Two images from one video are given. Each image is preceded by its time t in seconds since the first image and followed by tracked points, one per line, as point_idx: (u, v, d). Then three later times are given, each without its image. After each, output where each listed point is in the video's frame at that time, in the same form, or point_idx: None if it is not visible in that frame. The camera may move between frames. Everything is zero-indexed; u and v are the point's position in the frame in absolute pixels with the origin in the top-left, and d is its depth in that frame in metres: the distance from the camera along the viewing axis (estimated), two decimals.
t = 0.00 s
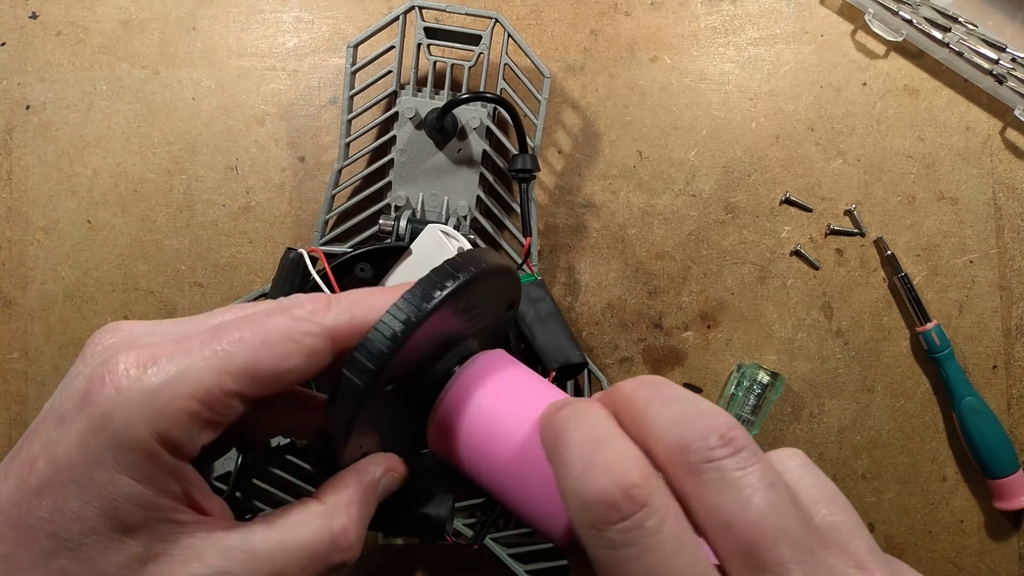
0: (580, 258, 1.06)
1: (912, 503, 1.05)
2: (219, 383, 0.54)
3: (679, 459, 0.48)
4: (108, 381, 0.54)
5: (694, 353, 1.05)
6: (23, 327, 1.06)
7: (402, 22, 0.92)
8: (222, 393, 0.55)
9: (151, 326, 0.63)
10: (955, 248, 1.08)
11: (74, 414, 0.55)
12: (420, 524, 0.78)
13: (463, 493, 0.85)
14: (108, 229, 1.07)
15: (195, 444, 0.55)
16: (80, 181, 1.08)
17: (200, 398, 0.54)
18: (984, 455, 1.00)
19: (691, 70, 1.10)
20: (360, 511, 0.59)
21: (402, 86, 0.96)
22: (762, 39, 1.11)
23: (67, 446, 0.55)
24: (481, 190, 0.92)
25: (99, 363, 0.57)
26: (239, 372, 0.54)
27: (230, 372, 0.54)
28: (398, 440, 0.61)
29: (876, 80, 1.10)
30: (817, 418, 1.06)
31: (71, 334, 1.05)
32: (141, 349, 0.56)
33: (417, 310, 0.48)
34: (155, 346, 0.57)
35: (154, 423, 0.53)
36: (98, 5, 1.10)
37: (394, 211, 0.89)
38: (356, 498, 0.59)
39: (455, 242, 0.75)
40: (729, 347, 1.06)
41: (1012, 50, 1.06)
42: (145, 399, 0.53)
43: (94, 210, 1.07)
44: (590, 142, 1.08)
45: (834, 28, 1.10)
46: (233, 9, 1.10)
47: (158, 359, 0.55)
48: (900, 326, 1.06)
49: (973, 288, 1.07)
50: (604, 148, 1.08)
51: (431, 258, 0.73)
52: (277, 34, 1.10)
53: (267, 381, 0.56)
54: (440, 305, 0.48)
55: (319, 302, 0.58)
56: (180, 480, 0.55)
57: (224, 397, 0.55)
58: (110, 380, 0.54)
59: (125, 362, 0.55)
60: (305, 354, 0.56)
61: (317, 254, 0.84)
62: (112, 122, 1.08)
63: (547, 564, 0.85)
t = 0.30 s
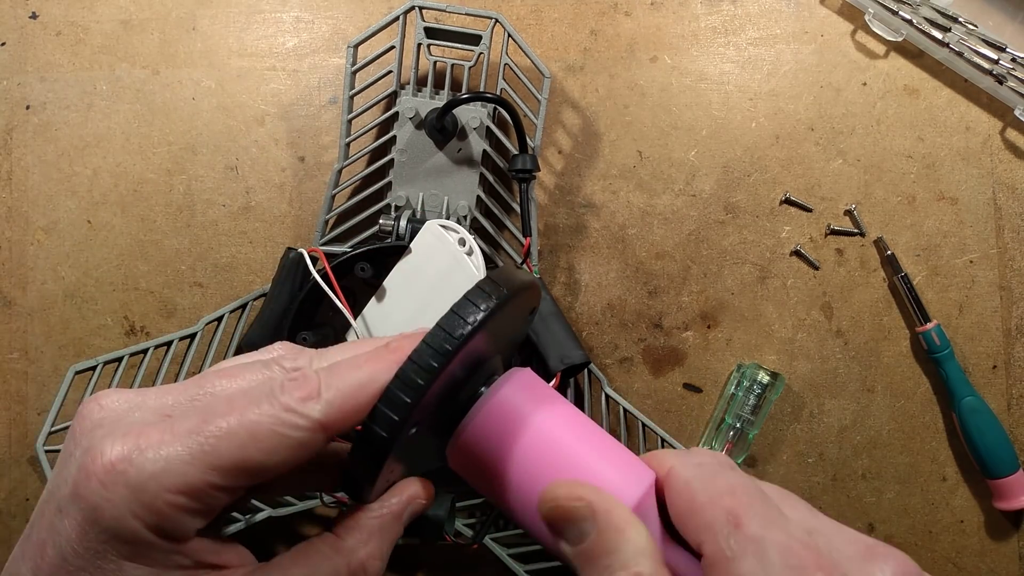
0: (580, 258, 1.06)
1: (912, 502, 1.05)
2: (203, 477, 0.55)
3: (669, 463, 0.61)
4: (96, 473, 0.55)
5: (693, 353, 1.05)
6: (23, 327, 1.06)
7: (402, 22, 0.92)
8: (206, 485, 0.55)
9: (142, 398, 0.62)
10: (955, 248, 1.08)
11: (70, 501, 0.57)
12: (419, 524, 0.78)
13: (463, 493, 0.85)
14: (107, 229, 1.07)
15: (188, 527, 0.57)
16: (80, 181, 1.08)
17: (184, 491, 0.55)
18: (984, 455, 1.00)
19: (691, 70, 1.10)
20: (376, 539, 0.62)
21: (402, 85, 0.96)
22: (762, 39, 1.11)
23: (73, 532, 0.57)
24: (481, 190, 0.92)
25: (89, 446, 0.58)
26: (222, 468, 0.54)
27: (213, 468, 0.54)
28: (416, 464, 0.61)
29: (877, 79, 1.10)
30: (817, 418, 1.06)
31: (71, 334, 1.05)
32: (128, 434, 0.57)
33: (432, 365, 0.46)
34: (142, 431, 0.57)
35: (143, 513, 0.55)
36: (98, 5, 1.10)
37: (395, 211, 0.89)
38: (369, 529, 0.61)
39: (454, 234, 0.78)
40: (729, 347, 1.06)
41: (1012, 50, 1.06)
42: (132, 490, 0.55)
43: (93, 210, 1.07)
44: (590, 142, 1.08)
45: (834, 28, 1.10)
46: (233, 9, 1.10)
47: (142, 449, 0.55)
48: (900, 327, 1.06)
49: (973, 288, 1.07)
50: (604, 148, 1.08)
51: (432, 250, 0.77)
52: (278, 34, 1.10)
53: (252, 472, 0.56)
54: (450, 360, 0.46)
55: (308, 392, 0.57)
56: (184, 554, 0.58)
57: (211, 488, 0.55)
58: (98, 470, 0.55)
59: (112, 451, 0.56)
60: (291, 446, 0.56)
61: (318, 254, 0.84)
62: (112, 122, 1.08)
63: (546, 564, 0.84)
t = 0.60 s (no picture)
0: (579, 258, 1.06)
1: (912, 503, 1.05)
2: (176, 495, 0.54)
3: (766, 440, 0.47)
4: (67, 493, 0.55)
5: (693, 353, 1.05)
6: (23, 327, 1.06)
7: (402, 21, 0.91)
8: (176, 501, 0.55)
9: (113, 407, 0.62)
10: (955, 248, 1.08)
11: (43, 520, 0.57)
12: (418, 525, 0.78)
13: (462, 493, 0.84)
14: (107, 229, 1.07)
15: (165, 541, 0.57)
16: (80, 181, 1.08)
17: (153, 508, 0.54)
18: (984, 455, 1.00)
19: (691, 70, 1.10)
20: (371, 544, 0.63)
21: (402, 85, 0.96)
22: (762, 39, 1.11)
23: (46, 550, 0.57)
24: (481, 190, 0.92)
25: (61, 464, 0.57)
26: (189, 484, 0.54)
27: (180, 484, 0.54)
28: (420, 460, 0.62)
29: (877, 79, 1.10)
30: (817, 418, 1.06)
31: (71, 334, 1.05)
32: (98, 452, 0.56)
33: (423, 378, 0.45)
34: (110, 447, 0.56)
35: (114, 530, 0.55)
36: (98, 5, 1.10)
37: (395, 211, 0.89)
38: (365, 531, 0.63)
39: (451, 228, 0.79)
40: (729, 347, 1.06)
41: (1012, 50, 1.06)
42: (104, 511, 0.54)
43: (93, 210, 1.07)
44: (590, 142, 1.08)
45: (834, 28, 1.10)
46: (233, 9, 1.10)
47: (111, 467, 0.55)
48: (900, 327, 1.06)
49: (973, 288, 1.07)
50: (604, 148, 1.08)
51: (431, 247, 0.78)
52: (278, 34, 1.10)
53: (226, 486, 0.56)
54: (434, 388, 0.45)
55: (284, 404, 0.55)
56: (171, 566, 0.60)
57: (183, 503, 0.55)
58: (68, 491, 0.55)
59: (81, 469, 0.55)
60: (262, 458, 0.55)
61: (318, 255, 0.84)
62: (112, 122, 1.08)
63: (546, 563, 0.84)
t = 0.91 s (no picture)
0: (579, 258, 1.06)
1: (912, 503, 1.05)
2: (194, 495, 0.54)
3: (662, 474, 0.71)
4: (84, 496, 0.55)
5: (693, 353, 1.05)
6: (23, 327, 1.06)
7: (402, 21, 0.91)
8: (196, 503, 0.55)
9: (124, 411, 0.62)
10: (955, 248, 1.08)
11: (63, 523, 0.57)
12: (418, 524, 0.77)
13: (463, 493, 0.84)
14: (107, 229, 1.07)
15: (181, 541, 0.57)
16: (80, 181, 1.08)
17: (174, 510, 0.55)
18: (984, 456, 1.00)
19: (691, 70, 1.10)
20: (381, 533, 0.62)
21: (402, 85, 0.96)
22: (762, 39, 1.11)
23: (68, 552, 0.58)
24: (481, 190, 0.92)
25: (75, 467, 0.57)
26: (211, 484, 0.54)
27: (202, 486, 0.54)
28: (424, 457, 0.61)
29: (877, 79, 1.10)
30: (817, 418, 1.06)
31: (71, 334, 1.05)
32: (113, 453, 0.56)
33: (439, 373, 0.45)
34: (126, 449, 0.56)
35: (134, 532, 0.55)
36: (98, 5, 1.10)
37: (395, 211, 0.89)
38: (372, 521, 0.62)
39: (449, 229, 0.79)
40: (729, 347, 1.06)
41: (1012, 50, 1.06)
42: (122, 512, 0.54)
43: (93, 210, 1.07)
44: (590, 142, 1.08)
45: (834, 28, 1.10)
46: (233, 9, 1.10)
47: (128, 469, 0.55)
48: (900, 327, 1.06)
49: (973, 288, 1.07)
50: (604, 148, 1.08)
51: (432, 249, 0.78)
52: (278, 34, 1.10)
53: (244, 486, 0.55)
54: (434, 397, 0.45)
55: (300, 405, 0.55)
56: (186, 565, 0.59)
57: (200, 504, 0.55)
58: (86, 494, 0.55)
59: (98, 471, 0.55)
60: (282, 458, 0.55)
61: (319, 254, 0.84)
62: (112, 122, 1.08)
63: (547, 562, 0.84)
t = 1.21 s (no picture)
0: (579, 258, 1.06)
1: (912, 503, 1.05)
2: (188, 490, 0.54)
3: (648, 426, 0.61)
4: (72, 492, 0.55)
5: (693, 353, 1.05)
6: (23, 327, 1.06)
7: (402, 21, 0.91)
8: (191, 498, 0.55)
9: (109, 400, 0.62)
10: (955, 248, 1.08)
11: (48, 520, 0.57)
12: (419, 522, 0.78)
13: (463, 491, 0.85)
14: (107, 229, 1.07)
15: (174, 537, 0.57)
16: (80, 182, 1.08)
17: (167, 505, 0.55)
18: (984, 456, 1.00)
19: (691, 70, 1.10)
20: (378, 516, 0.61)
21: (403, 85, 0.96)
22: (762, 39, 1.11)
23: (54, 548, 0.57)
24: (481, 190, 0.92)
25: (61, 462, 0.57)
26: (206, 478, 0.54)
27: (196, 480, 0.54)
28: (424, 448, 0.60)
29: (877, 79, 1.10)
30: (817, 418, 1.06)
31: (71, 334, 1.05)
32: (102, 447, 0.56)
33: (444, 360, 0.45)
34: (116, 443, 0.56)
35: (126, 529, 0.55)
36: (98, 5, 1.10)
37: (395, 211, 0.89)
38: (369, 506, 0.60)
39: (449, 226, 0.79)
40: (729, 347, 1.06)
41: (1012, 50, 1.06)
42: (112, 507, 0.54)
43: (93, 210, 1.07)
44: (590, 142, 1.08)
45: (834, 28, 1.10)
46: (233, 9, 1.10)
47: (117, 464, 0.54)
48: (900, 327, 1.06)
49: (973, 288, 1.07)
50: (604, 148, 1.08)
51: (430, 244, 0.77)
52: (278, 34, 1.10)
53: (241, 478, 0.56)
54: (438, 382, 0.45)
55: (297, 393, 0.56)
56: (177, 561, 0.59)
57: (194, 498, 0.55)
58: (74, 489, 0.55)
59: (85, 466, 0.55)
60: (279, 448, 0.56)
61: (319, 254, 0.84)
62: (112, 122, 1.08)
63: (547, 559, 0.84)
